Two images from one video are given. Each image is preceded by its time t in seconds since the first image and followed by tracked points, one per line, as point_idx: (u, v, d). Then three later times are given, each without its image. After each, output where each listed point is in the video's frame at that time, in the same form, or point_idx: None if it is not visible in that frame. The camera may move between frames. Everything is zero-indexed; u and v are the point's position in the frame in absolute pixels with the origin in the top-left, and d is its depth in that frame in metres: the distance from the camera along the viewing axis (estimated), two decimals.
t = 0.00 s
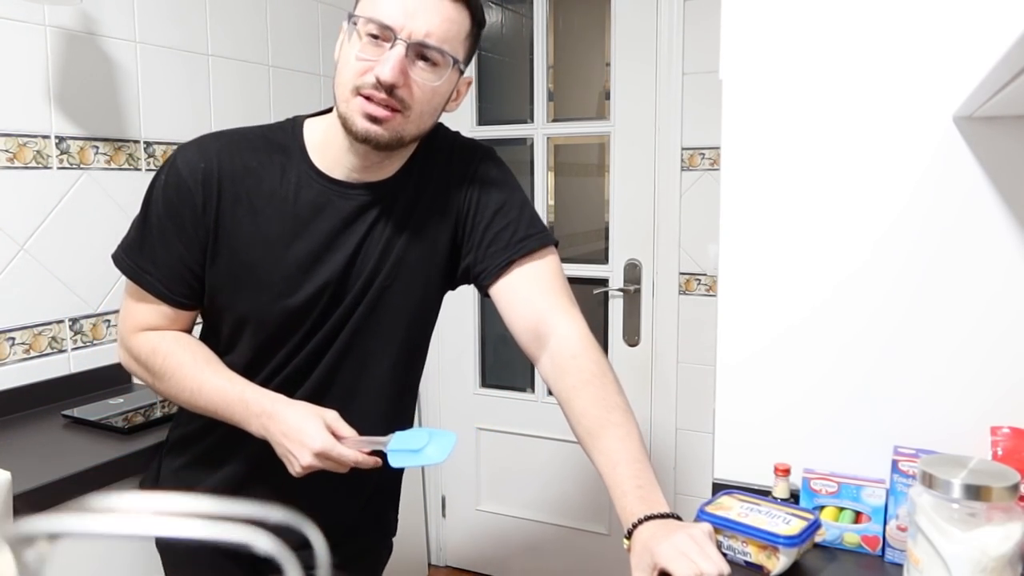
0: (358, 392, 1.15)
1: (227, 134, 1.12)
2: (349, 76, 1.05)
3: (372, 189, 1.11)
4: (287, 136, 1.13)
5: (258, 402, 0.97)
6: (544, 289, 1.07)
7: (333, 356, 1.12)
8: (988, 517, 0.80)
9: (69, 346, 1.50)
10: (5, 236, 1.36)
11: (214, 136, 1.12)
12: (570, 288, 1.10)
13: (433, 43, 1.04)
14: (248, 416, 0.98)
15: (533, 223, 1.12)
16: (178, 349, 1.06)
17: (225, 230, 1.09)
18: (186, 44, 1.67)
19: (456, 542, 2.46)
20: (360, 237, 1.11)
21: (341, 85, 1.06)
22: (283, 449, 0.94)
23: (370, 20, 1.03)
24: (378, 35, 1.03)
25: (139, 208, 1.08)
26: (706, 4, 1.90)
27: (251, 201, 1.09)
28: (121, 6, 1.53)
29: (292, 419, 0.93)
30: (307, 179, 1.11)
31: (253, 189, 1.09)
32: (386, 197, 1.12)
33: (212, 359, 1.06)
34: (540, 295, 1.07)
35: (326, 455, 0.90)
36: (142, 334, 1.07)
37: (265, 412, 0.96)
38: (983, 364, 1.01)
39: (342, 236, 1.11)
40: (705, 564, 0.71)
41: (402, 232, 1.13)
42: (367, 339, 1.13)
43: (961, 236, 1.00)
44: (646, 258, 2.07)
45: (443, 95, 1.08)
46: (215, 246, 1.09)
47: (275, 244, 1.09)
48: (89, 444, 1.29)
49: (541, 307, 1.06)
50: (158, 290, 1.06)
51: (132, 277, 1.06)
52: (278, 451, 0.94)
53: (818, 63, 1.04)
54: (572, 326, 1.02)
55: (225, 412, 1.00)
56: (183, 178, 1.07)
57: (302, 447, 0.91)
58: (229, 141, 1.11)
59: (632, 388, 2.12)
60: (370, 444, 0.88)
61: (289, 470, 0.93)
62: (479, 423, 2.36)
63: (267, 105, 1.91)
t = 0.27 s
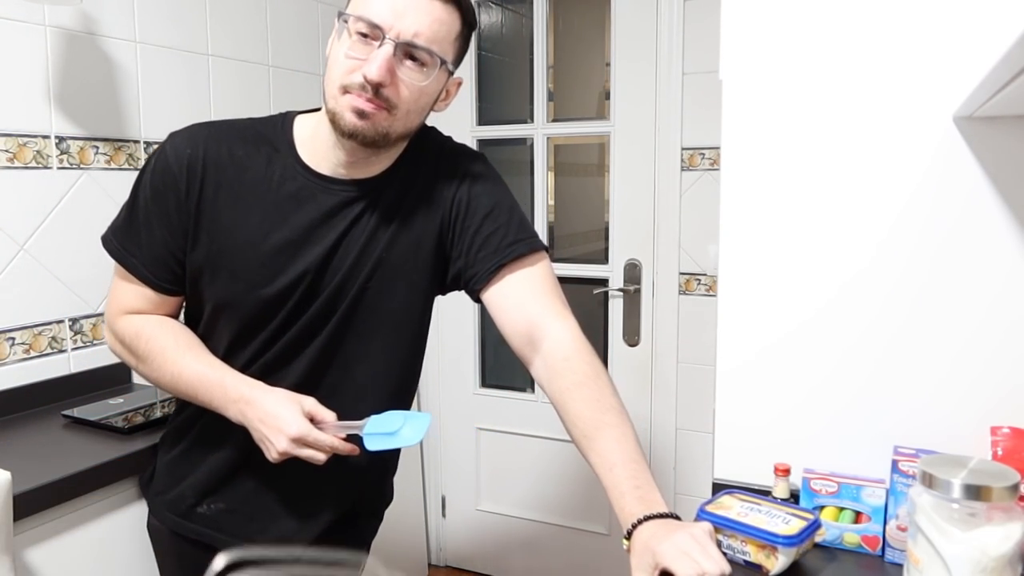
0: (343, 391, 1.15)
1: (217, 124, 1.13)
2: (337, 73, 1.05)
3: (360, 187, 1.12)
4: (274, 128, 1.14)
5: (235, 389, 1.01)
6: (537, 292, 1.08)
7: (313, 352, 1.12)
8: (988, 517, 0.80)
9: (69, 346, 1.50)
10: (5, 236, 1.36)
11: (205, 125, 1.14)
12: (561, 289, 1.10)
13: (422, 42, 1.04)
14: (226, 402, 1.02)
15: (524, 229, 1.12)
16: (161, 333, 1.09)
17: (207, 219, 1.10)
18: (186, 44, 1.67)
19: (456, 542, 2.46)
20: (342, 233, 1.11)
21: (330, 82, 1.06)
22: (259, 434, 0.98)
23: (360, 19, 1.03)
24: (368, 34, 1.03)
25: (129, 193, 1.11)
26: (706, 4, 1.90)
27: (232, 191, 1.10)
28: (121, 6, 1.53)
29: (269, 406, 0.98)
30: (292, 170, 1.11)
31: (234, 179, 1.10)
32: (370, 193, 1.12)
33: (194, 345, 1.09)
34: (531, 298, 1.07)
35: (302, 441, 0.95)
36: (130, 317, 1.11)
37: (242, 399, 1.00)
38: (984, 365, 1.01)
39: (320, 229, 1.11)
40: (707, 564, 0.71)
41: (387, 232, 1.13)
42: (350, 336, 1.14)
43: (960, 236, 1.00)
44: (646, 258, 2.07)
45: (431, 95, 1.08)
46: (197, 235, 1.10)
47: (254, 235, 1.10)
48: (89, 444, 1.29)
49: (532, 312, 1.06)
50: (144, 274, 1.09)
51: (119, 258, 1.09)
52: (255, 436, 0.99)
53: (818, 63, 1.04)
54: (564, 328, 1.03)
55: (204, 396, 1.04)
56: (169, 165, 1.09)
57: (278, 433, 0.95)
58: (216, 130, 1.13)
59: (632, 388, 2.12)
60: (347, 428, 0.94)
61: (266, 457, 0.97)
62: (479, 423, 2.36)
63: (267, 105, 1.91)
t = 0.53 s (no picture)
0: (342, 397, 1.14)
1: (214, 127, 1.11)
2: (346, 72, 1.05)
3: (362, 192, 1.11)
4: (275, 133, 1.13)
5: (229, 402, 0.96)
6: (534, 293, 1.08)
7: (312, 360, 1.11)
8: (988, 517, 0.80)
9: (69, 346, 1.50)
10: (6, 236, 1.36)
11: (200, 128, 1.11)
12: (557, 291, 1.11)
13: (432, 42, 1.04)
14: (219, 416, 0.96)
15: (526, 233, 1.14)
16: (146, 344, 1.03)
17: (205, 224, 1.07)
18: (186, 44, 1.67)
19: (456, 542, 2.46)
20: (347, 240, 1.11)
21: (338, 81, 1.06)
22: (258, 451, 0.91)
23: (370, 18, 1.03)
24: (378, 33, 1.03)
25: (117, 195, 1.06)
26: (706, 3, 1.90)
27: (233, 196, 1.08)
28: (121, 6, 1.53)
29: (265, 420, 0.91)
30: (297, 176, 1.10)
31: (235, 183, 1.08)
32: (374, 199, 1.12)
33: (181, 357, 1.04)
34: (529, 300, 1.08)
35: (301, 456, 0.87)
36: (111, 326, 1.05)
37: (238, 413, 0.95)
38: (985, 365, 1.01)
39: (326, 235, 1.10)
40: (709, 565, 0.72)
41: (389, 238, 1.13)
42: (353, 342, 1.13)
43: (960, 237, 1.00)
44: (646, 258, 2.07)
45: (439, 95, 1.09)
46: (194, 240, 1.07)
47: (257, 241, 1.08)
48: (89, 444, 1.29)
49: (530, 314, 1.06)
50: (132, 280, 1.04)
51: (102, 263, 1.04)
52: (253, 453, 0.92)
53: (818, 63, 1.04)
54: (561, 328, 1.03)
55: (194, 409, 0.98)
56: (166, 166, 1.06)
57: (276, 450, 0.88)
58: (214, 134, 1.10)
59: (632, 388, 2.12)
60: (345, 442, 0.85)
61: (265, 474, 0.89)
62: (479, 423, 2.36)
63: (267, 106, 1.91)
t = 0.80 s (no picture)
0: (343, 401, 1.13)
1: (207, 142, 1.07)
2: (369, 86, 1.02)
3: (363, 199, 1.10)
4: (271, 143, 1.10)
5: (254, 424, 0.87)
6: (531, 295, 1.09)
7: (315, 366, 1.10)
8: (988, 517, 0.80)
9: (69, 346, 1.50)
10: (6, 236, 1.36)
11: (190, 143, 1.07)
12: (553, 292, 1.12)
13: (456, 62, 1.02)
14: (244, 439, 0.88)
15: (522, 234, 1.16)
16: (154, 374, 0.97)
17: (210, 243, 1.04)
18: (185, 44, 1.67)
19: (456, 542, 2.46)
20: (354, 249, 1.10)
21: (358, 93, 1.03)
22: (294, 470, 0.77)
23: (397, 33, 0.99)
24: (404, 49, 1.00)
25: (108, 221, 0.99)
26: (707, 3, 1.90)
27: (237, 213, 1.05)
28: (121, 6, 1.53)
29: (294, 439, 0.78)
30: (299, 186, 1.08)
31: (237, 200, 1.05)
32: (377, 206, 1.12)
33: (191, 383, 0.98)
34: (526, 301, 1.08)
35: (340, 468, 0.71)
36: (112, 361, 0.98)
37: (262, 434, 0.85)
38: (985, 365, 1.01)
39: (334, 246, 1.09)
40: (709, 565, 0.72)
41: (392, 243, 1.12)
42: (360, 350, 1.13)
43: (960, 237, 1.00)
44: (646, 258, 2.07)
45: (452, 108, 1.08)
46: (197, 260, 1.04)
47: (265, 256, 1.06)
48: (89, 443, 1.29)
49: (527, 316, 1.06)
50: (135, 310, 0.98)
51: (100, 297, 0.96)
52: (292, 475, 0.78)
53: (818, 63, 1.04)
54: (558, 328, 1.04)
55: (215, 436, 0.92)
56: (164, 187, 1.01)
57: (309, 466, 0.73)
58: (208, 150, 1.06)
59: (632, 388, 2.12)
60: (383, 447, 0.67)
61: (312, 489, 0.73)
62: (479, 423, 2.36)
63: (267, 106, 1.91)
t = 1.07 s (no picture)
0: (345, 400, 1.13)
1: (190, 158, 1.05)
2: (375, 94, 1.02)
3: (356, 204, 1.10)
4: (258, 153, 1.09)
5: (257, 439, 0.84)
6: (530, 293, 1.09)
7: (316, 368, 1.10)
8: (988, 517, 0.80)
9: (69, 346, 1.50)
10: (5, 236, 1.36)
11: (173, 161, 1.05)
12: (553, 289, 1.11)
13: (463, 81, 1.04)
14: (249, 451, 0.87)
15: (517, 229, 1.16)
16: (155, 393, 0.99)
17: (201, 261, 1.03)
18: (185, 44, 1.67)
19: (456, 542, 2.46)
20: (349, 254, 1.09)
21: (362, 100, 1.03)
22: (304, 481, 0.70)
23: (412, 46, 1.00)
24: (417, 64, 1.01)
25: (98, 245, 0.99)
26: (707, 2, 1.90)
27: (226, 229, 1.04)
28: (120, 6, 1.53)
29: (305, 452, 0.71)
30: (289, 195, 1.07)
31: (225, 216, 1.04)
32: (371, 207, 1.12)
33: (192, 399, 0.99)
34: (525, 299, 1.08)
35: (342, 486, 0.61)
36: (115, 381, 1.00)
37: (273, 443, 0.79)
38: (985, 365, 1.01)
39: (329, 252, 1.09)
40: (709, 565, 0.72)
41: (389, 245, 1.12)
42: (363, 350, 1.13)
43: (961, 237, 1.00)
44: (645, 258, 2.07)
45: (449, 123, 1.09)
46: (189, 277, 1.03)
47: (260, 269, 1.05)
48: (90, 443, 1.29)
49: (527, 315, 1.06)
50: (131, 331, 0.99)
51: (96, 320, 0.98)
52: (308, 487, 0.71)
53: (818, 63, 1.04)
54: (558, 328, 1.03)
55: (217, 450, 0.91)
56: (149, 209, 1.00)
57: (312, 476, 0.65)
58: (192, 167, 1.05)
59: (633, 388, 2.12)
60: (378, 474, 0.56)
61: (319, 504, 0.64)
62: (479, 423, 2.36)
63: (267, 107, 1.91)
